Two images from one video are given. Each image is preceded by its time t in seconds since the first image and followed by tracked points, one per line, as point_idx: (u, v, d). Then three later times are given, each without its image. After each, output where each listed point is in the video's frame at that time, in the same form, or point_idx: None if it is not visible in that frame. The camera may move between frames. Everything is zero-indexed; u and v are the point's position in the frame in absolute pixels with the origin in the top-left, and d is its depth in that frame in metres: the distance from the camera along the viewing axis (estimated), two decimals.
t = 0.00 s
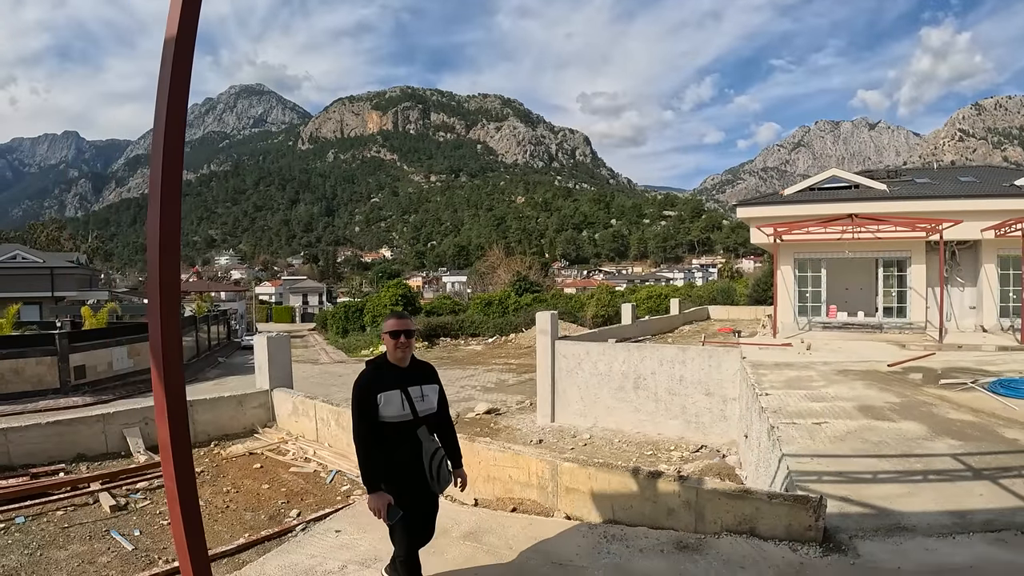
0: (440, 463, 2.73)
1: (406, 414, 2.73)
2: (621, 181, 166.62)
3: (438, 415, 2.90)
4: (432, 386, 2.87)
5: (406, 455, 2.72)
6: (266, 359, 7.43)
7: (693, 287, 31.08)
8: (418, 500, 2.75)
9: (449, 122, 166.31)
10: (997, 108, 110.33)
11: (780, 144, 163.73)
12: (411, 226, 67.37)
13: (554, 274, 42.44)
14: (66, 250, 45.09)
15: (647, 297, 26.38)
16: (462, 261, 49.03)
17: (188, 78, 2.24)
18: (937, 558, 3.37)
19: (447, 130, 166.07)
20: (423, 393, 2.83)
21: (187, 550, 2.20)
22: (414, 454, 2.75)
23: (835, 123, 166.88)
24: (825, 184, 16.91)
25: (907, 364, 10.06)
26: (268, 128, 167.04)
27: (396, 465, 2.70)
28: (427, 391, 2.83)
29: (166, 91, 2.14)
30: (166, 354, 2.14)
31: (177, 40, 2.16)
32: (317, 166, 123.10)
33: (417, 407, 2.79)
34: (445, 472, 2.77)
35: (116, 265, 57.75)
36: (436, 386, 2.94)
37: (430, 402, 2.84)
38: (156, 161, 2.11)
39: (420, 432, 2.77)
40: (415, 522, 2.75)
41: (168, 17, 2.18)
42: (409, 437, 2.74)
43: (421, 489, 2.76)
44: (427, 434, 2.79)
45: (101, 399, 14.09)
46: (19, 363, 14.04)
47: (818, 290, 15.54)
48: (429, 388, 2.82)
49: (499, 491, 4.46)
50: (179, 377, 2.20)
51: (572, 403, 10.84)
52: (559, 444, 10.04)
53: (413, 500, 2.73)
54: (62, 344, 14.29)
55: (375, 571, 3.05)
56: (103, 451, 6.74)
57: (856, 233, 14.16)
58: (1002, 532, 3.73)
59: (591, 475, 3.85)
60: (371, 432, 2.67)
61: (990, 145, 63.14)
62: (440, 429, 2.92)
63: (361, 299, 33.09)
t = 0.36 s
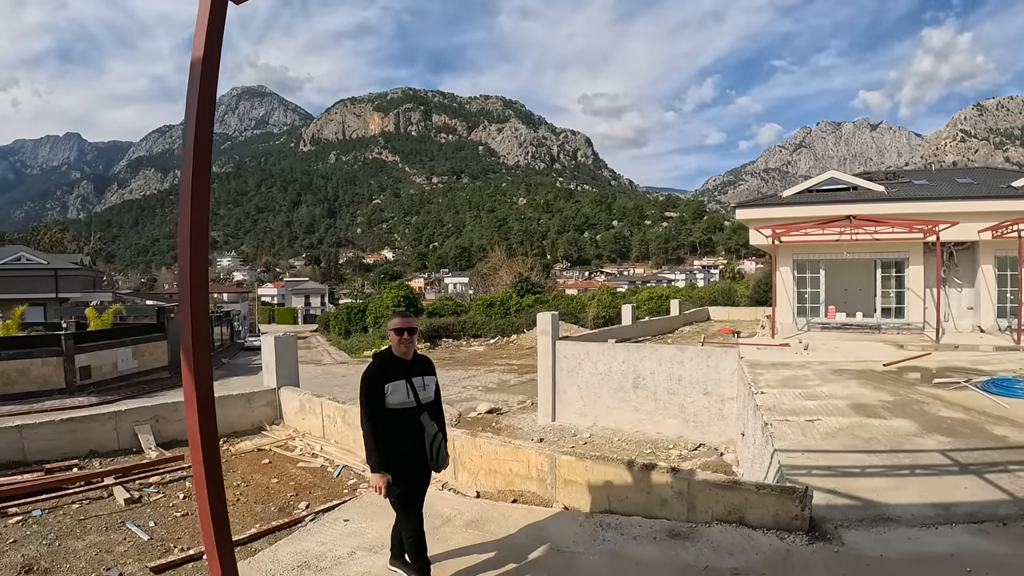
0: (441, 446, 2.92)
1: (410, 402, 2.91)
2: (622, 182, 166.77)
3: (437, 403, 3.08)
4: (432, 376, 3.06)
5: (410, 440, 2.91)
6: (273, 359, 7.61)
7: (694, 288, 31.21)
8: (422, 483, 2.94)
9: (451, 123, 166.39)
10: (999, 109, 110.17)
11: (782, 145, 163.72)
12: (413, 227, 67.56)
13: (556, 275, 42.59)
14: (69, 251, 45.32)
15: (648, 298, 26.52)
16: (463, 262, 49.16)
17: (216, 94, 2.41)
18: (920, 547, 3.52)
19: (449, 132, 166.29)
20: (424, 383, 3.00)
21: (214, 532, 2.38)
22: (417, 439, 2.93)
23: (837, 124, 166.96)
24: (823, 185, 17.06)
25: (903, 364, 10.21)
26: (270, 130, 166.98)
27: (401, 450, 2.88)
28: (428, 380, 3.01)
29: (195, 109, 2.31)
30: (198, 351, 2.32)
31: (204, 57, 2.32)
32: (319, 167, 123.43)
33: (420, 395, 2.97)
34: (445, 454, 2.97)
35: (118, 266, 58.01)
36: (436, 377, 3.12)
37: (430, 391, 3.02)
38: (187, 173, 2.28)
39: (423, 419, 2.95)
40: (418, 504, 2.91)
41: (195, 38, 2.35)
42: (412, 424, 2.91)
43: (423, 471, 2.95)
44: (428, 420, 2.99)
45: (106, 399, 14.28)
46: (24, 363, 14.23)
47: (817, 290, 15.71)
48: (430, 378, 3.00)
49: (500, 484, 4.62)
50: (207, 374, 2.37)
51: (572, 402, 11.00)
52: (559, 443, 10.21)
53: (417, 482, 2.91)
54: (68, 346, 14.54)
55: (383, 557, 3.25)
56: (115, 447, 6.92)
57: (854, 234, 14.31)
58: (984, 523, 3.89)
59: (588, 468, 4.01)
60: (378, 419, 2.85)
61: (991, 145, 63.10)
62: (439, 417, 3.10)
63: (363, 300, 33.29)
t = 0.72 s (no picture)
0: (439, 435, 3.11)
1: (412, 392, 3.10)
2: (626, 183, 166.77)
3: (437, 396, 3.25)
4: (435, 371, 3.23)
5: (411, 429, 3.10)
6: (281, 357, 7.81)
7: (696, 288, 31.32)
8: (421, 469, 3.12)
9: (454, 123, 166.50)
10: (1003, 108, 109.91)
11: (786, 145, 163.67)
12: (416, 227, 67.76)
13: (560, 276, 42.75)
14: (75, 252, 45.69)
15: (650, 298, 26.66)
16: (467, 262, 49.46)
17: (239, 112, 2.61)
18: (903, 537, 3.68)
19: (452, 132, 166.39)
20: (426, 377, 3.20)
21: (237, 513, 2.60)
22: (418, 427, 3.12)
23: (840, 124, 166.90)
24: (824, 186, 17.18)
25: (899, 363, 10.36)
26: (273, 130, 167.05)
27: (402, 438, 3.07)
28: (431, 374, 3.20)
29: (220, 126, 2.52)
30: (225, 347, 2.55)
31: (228, 80, 2.53)
32: (322, 167, 123.74)
33: (422, 388, 3.15)
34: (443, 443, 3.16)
35: (123, 266, 58.32)
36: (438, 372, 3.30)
37: (432, 384, 3.21)
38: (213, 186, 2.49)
39: (423, 410, 3.14)
40: (417, 489, 3.09)
41: (219, 62, 2.56)
42: (414, 413, 3.10)
43: (422, 458, 3.13)
44: (428, 412, 3.18)
45: (114, 398, 14.48)
46: (33, 363, 14.43)
47: (816, 290, 15.85)
48: (432, 373, 3.18)
49: (502, 476, 4.80)
50: (233, 368, 2.60)
51: (574, 401, 11.17)
52: (561, 440, 10.38)
53: (417, 468, 3.09)
54: (76, 345, 14.79)
55: (391, 545, 3.44)
56: (128, 444, 7.13)
57: (853, 235, 14.45)
58: (967, 515, 4.06)
59: (586, 461, 4.19)
60: (382, 406, 3.05)
61: (995, 145, 63.04)
62: (438, 410, 3.28)
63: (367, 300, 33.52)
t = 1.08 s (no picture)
0: (430, 431, 3.18)
1: (406, 390, 3.22)
2: (627, 184, 166.82)
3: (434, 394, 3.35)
4: (432, 371, 3.33)
5: (406, 425, 3.21)
6: (285, 356, 7.98)
7: (696, 290, 31.42)
8: (415, 462, 3.23)
9: (455, 125, 166.56)
10: (1005, 109, 109.74)
11: (787, 147, 163.70)
12: (417, 228, 67.89)
13: (560, 277, 42.89)
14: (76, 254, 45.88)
15: (650, 300, 26.77)
16: (468, 264, 49.62)
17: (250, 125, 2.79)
18: (883, 528, 3.82)
19: (453, 134, 166.52)
20: (423, 376, 3.31)
21: (246, 501, 2.78)
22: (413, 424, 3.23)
23: (841, 125, 166.99)
24: (821, 188, 17.31)
25: (893, 363, 10.49)
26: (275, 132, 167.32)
27: (396, 433, 3.20)
28: (428, 373, 3.31)
29: (233, 140, 2.71)
30: (239, 345, 2.74)
31: (240, 95, 2.71)
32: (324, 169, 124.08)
33: (418, 386, 3.27)
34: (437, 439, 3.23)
35: (125, 267, 58.57)
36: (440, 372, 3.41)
37: (429, 383, 3.31)
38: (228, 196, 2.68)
39: (417, 407, 3.24)
40: (412, 482, 3.21)
41: (231, 79, 2.74)
42: (409, 410, 3.22)
43: (417, 454, 3.24)
44: (424, 409, 3.26)
45: (117, 398, 14.64)
46: (37, 363, 14.59)
47: (814, 291, 15.98)
48: (428, 372, 3.29)
49: (498, 470, 4.96)
50: (245, 364, 2.79)
51: (572, 401, 11.31)
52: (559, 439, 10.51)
53: (411, 462, 3.21)
54: (78, 345, 14.94)
55: (391, 533, 3.62)
56: (135, 439, 7.31)
57: (849, 236, 14.58)
58: (947, 508, 4.19)
59: (578, 454, 4.36)
60: (378, 402, 3.22)
61: (995, 146, 63.02)
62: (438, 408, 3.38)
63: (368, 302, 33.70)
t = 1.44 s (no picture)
0: (435, 432, 3.33)
1: (411, 392, 3.36)
2: (629, 185, 166.87)
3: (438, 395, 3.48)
4: (435, 372, 3.45)
5: (411, 426, 3.36)
6: (291, 358, 8.19)
7: (697, 291, 31.53)
8: (420, 461, 3.39)
9: (457, 126, 166.65)
10: (1007, 110, 109.52)
11: (789, 147, 163.64)
12: (419, 230, 68.07)
13: (562, 278, 43.05)
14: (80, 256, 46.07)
15: (651, 301, 26.92)
16: (469, 265, 49.87)
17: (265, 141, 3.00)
18: (865, 521, 3.98)
19: (455, 135, 166.64)
20: (426, 377, 3.44)
21: (264, 493, 2.98)
22: (417, 425, 3.37)
23: (842, 125, 167.17)
24: (819, 191, 17.47)
25: (888, 363, 10.66)
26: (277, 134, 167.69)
27: (401, 434, 3.35)
28: (431, 375, 3.44)
29: (248, 155, 2.91)
30: (255, 346, 2.93)
31: (255, 114, 2.92)
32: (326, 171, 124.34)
33: (422, 387, 3.40)
34: (442, 439, 3.37)
35: (128, 270, 58.73)
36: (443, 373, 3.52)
37: (433, 384, 3.45)
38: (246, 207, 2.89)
39: (421, 409, 3.39)
40: (416, 478, 3.37)
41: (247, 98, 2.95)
42: (413, 411, 3.37)
43: (422, 453, 3.38)
44: (428, 411, 3.41)
45: (123, 399, 14.83)
46: (43, 365, 14.82)
47: (812, 293, 16.17)
48: (432, 374, 3.42)
49: (499, 466, 5.13)
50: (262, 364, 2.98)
51: (572, 401, 11.48)
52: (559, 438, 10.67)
53: (417, 461, 3.36)
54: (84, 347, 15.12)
55: (395, 525, 3.82)
56: (146, 438, 7.51)
57: (847, 238, 14.72)
58: (929, 503, 4.35)
59: (574, 451, 4.54)
60: (383, 403, 3.37)
61: (997, 146, 62.95)
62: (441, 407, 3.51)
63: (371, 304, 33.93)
